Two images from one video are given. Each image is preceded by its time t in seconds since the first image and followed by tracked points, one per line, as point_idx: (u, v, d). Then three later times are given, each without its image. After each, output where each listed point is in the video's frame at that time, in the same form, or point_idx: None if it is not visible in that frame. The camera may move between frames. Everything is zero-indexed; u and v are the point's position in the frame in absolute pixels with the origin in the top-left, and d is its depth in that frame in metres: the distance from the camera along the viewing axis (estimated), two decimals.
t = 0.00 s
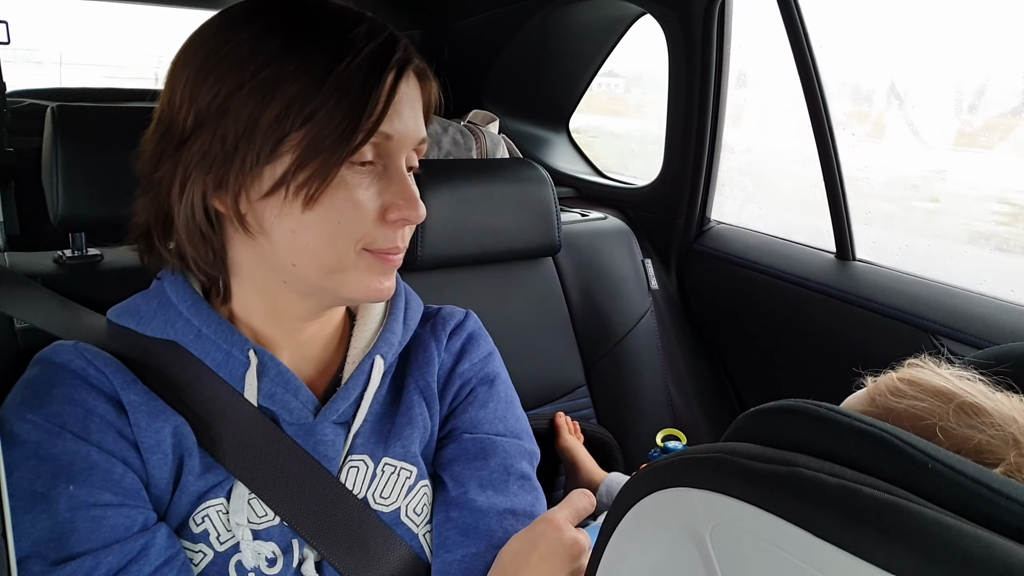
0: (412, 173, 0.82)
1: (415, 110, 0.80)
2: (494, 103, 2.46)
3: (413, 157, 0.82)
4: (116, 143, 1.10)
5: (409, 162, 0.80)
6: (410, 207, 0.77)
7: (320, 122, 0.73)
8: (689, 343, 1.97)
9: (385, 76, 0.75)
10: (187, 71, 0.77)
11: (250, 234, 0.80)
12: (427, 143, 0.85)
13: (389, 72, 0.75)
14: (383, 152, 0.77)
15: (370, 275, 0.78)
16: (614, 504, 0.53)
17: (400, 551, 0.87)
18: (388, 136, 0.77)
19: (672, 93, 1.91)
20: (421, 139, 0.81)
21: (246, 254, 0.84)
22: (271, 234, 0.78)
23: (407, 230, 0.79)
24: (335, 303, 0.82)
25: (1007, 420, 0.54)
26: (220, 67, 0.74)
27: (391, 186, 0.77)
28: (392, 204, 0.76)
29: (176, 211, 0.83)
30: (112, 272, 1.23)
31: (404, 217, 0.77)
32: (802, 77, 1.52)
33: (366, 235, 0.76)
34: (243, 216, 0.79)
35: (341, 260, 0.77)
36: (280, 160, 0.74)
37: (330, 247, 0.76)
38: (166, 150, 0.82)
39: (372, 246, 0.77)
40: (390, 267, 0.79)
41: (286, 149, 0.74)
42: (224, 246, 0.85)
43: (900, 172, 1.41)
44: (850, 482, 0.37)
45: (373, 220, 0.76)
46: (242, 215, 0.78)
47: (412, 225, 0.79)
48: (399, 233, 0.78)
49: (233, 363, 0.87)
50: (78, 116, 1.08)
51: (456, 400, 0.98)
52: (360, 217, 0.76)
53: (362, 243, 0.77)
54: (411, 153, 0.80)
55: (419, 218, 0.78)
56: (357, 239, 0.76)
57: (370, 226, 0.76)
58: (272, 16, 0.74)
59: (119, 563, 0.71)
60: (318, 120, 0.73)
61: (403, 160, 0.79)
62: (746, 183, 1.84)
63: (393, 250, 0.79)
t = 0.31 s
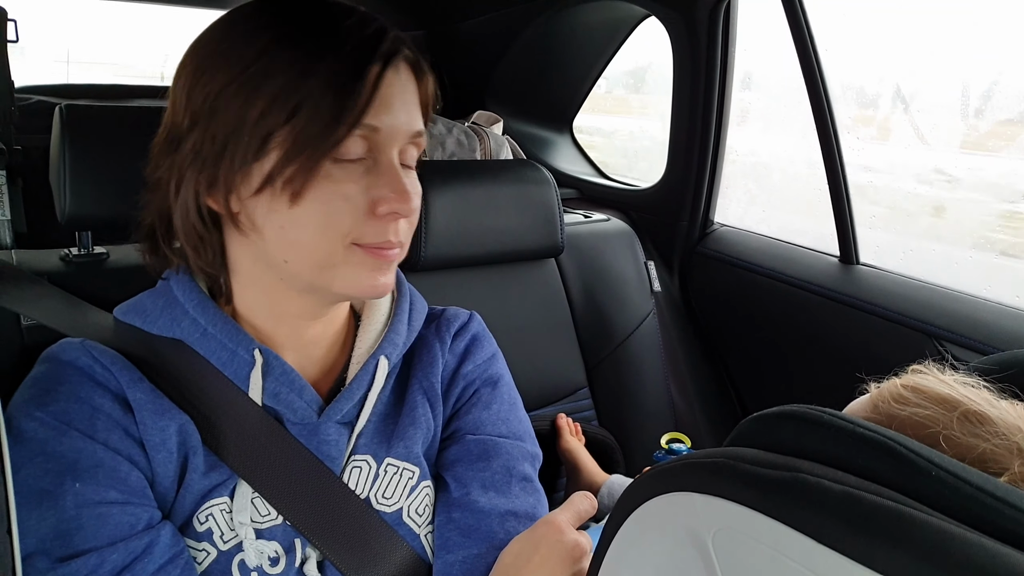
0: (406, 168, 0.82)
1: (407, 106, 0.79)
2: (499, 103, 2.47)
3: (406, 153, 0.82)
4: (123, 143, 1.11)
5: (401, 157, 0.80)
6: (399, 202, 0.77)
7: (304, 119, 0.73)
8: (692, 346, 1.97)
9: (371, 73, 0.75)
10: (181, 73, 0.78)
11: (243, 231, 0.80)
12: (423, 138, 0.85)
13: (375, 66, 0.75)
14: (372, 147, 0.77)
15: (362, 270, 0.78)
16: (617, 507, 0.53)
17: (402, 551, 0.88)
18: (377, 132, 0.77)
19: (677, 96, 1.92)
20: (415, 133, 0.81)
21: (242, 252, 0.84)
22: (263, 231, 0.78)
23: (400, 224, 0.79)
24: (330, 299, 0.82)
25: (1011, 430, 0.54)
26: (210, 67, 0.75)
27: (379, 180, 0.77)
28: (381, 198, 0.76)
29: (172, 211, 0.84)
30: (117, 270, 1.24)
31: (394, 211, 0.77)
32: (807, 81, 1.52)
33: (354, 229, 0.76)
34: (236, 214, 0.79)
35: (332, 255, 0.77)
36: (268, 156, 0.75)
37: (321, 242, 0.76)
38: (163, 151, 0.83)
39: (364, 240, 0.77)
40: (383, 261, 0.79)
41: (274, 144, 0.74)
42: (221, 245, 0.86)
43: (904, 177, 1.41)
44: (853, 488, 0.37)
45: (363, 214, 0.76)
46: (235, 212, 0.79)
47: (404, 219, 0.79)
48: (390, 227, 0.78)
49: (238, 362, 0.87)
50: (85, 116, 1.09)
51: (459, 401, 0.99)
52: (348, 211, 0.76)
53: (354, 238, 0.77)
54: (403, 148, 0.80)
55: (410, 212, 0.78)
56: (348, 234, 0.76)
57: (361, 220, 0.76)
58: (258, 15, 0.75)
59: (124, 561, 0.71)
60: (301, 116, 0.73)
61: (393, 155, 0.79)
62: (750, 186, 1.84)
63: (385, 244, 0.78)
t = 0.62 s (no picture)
0: (292, 144, 0.76)
1: (272, 77, 0.76)
2: (496, 106, 2.47)
3: (292, 129, 0.77)
4: (119, 142, 1.10)
5: (280, 133, 0.76)
6: (251, 173, 0.72)
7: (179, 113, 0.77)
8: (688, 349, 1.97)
9: (215, 56, 0.77)
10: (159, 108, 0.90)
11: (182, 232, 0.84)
12: (323, 113, 0.79)
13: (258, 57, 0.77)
14: (239, 125, 0.75)
15: (226, 251, 0.73)
16: (612, 509, 0.53)
17: (397, 553, 0.87)
18: (230, 107, 0.75)
19: (674, 98, 1.92)
20: (290, 104, 0.76)
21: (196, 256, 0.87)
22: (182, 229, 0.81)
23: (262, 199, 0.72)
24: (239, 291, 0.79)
25: (1003, 435, 0.54)
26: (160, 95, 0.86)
27: (236, 156, 0.73)
28: (235, 172, 0.72)
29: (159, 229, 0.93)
30: (111, 269, 1.24)
31: (245, 184, 0.72)
32: (804, 84, 1.52)
33: (213, 207, 0.73)
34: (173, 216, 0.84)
35: (201, 238, 0.75)
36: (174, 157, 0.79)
37: (193, 228, 0.75)
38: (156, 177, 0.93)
39: (222, 219, 0.73)
40: (245, 240, 0.73)
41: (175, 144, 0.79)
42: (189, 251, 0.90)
43: (900, 180, 1.41)
44: (849, 488, 0.37)
45: (220, 191, 0.73)
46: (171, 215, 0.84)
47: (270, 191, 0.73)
48: (246, 202, 0.72)
49: (231, 363, 0.87)
50: (81, 114, 1.08)
51: (454, 402, 0.98)
52: (210, 191, 0.74)
53: (214, 219, 0.73)
54: (278, 123, 0.76)
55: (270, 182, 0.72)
56: (209, 214, 0.73)
57: (216, 198, 0.73)
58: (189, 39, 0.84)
59: (117, 562, 0.70)
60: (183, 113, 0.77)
61: (264, 131, 0.75)
62: (747, 189, 1.84)
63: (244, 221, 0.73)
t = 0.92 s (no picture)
0: (245, 145, 0.75)
1: (219, 77, 0.75)
2: (495, 106, 2.46)
3: (245, 129, 0.75)
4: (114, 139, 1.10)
5: (233, 134, 0.75)
6: (196, 178, 0.71)
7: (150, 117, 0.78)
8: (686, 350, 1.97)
9: (171, 58, 0.77)
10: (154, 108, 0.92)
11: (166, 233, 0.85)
12: (276, 111, 0.76)
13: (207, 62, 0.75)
14: (194, 128, 0.75)
15: (185, 256, 0.74)
16: (608, 511, 0.52)
17: (391, 553, 0.87)
18: (183, 110, 0.75)
19: (673, 100, 1.92)
20: (239, 103, 0.75)
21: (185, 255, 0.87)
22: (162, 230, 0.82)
23: (210, 205, 0.72)
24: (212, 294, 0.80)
25: (1003, 439, 0.53)
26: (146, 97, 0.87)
27: (187, 160, 0.73)
28: (183, 177, 0.72)
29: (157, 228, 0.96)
30: (107, 267, 1.23)
31: (192, 189, 0.72)
32: (804, 87, 1.52)
33: (170, 213, 0.73)
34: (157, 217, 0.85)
35: (165, 243, 0.76)
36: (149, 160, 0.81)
37: (158, 233, 0.76)
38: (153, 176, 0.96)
39: (178, 225, 0.73)
40: (198, 246, 0.73)
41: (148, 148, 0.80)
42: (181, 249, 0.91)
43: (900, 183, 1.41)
44: (846, 493, 0.37)
45: (174, 197, 0.73)
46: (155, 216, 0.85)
47: (218, 197, 0.72)
48: (194, 207, 0.72)
49: (225, 362, 0.87)
50: (77, 112, 1.08)
51: (450, 403, 0.98)
52: (166, 197, 0.74)
53: (172, 224, 0.74)
54: (229, 124, 0.75)
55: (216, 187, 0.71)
56: (168, 220, 0.74)
57: (171, 204, 0.73)
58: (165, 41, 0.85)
59: (108, 560, 0.70)
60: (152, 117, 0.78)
61: (216, 133, 0.74)
62: (746, 191, 1.84)
63: (196, 227, 0.72)
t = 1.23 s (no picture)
0: (225, 147, 0.75)
1: (194, 79, 0.74)
2: (493, 104, 2.46)
3: (224, 131, 0.75)
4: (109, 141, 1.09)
5: (212, 137, 0.75)
6: (174, 182, 0.71)
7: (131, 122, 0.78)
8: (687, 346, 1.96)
9: (148, 61, 0.77)
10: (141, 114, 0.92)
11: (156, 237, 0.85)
12: (254, 112, 0.76)
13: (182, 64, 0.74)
14: (174, 131, 0.75)
15: (169, 260, 0.74)
16: (609, 508, 0.52)
17: (392, 552, 0.86)
18: (161, 113, 0.75)
19: (670, 95, 1.91)
20: (216, 105, 0.74)
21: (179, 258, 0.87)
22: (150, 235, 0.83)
23: (189, 208, 0.71)
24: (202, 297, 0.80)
25: (1008, 433, 0.53)
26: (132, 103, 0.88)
27: (167, 163, 0.73)
28: (162, 181, 0.72)
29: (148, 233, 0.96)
30: (104, 270, 1.23)
31: (171, 193, 0.71)
32: (802, 81, 1.51)
33: (152, 217, 0.73)
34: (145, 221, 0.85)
35: (151, 248, 0.75)
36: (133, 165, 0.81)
37: (143, 237, 0.76)
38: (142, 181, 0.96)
39: (160, 229, 0.73)
40: (181, 249, 0.73)
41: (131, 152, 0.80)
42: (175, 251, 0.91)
43: (899, 176, 1.40)
44: (848, 487, 0.37)
45: (156, 201, 0.73)
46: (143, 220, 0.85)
47: (197, 199, 0.71)
48: (175, 212, 0.72)
49: (223, 363, 0.86)
50: (71, 114, 1.07)
51: (450, 401, 0.98)
52: (148, 202, 0.74)
53: (156, 228, 0.74)
54: (207, 126, 0.75)
55: (194, 190, 0.71)
56: (151, 224, 0.74)
57: (153, 208, 0.73)
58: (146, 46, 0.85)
59: (107, 563, 0.69)
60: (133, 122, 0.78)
61: (195, 135, 0.74)
62: (745, 185, 1.83)
63: (178, 231, 0.72)
